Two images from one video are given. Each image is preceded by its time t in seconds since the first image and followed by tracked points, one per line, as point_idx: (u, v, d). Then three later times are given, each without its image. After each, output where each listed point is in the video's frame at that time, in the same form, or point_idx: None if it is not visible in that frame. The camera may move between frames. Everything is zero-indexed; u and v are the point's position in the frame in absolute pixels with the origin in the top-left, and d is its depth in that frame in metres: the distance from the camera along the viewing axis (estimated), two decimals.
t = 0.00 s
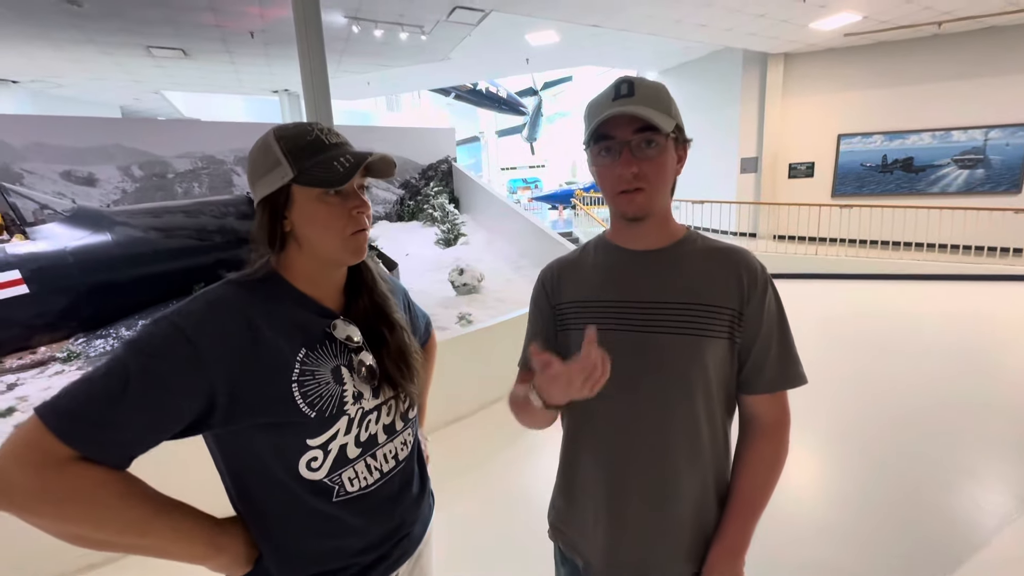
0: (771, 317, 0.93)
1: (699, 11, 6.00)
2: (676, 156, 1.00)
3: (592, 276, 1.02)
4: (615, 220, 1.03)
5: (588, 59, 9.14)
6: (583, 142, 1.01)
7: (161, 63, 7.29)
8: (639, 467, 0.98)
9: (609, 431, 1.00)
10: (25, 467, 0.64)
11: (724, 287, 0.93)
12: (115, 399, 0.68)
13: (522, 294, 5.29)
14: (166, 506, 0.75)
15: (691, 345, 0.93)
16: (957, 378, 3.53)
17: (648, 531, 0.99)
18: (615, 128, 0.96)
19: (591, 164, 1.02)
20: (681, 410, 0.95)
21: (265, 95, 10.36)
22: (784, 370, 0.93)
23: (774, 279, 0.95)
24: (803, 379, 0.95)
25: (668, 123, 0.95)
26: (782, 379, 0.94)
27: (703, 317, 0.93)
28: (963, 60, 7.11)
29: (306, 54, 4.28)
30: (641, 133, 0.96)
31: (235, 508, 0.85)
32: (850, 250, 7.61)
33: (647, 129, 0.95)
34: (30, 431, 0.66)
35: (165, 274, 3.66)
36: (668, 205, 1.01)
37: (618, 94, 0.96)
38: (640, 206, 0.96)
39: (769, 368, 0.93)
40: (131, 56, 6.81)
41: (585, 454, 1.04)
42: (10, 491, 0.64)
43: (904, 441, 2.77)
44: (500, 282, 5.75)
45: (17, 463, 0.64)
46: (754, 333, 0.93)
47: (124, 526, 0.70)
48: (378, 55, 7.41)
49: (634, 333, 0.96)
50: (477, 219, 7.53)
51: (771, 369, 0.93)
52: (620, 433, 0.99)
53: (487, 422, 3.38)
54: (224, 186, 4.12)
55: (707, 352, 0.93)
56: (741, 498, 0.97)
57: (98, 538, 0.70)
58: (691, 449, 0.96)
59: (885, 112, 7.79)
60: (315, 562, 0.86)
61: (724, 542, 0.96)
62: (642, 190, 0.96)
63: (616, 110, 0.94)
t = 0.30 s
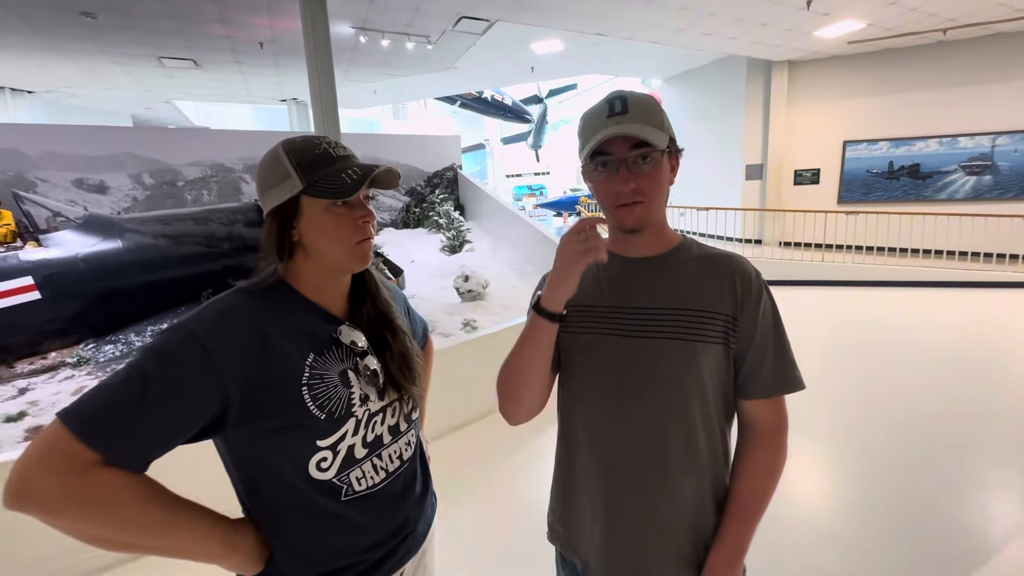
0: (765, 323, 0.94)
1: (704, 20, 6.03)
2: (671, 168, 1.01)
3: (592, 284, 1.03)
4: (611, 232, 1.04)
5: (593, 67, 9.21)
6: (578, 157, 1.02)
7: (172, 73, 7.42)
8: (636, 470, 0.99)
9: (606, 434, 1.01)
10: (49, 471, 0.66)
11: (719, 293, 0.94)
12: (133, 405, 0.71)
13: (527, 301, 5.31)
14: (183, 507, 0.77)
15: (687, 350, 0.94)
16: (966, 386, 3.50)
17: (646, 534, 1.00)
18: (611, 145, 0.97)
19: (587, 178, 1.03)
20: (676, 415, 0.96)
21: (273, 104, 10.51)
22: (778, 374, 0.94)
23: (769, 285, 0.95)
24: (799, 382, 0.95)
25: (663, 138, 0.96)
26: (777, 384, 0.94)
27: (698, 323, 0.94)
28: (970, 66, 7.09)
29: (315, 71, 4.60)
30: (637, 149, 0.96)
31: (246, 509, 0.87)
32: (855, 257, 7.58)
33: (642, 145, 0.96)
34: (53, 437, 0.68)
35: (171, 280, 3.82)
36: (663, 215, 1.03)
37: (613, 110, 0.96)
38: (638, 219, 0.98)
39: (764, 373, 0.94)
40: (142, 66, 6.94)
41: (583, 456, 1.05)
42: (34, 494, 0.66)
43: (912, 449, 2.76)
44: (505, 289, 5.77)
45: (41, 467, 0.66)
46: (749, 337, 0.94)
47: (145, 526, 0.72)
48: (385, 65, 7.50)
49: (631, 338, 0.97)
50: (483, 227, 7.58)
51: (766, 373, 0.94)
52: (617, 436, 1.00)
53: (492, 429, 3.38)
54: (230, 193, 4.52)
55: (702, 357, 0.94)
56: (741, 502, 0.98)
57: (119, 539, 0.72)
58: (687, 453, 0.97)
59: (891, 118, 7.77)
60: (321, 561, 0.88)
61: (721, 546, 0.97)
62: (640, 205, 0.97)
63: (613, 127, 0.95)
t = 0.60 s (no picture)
0: (761, 327, 0.96)
1: (702, 28, 6.09)
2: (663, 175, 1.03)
3: (592, 288, 1.06)
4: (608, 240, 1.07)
5: (592, 74, 9.29)
6: (573, 167, 1.05)
7: (174, 79, 7.48)
8: (634, 470, 1.01)
9: (605, 435, 1.03)
10: (66, 469, 0.68)
11: (715, 297, 0.97)
12: (146, 405, 0.73)
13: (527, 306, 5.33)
14: (192, 503, 0.80)
15: (683, 354, 0.96)
16: (964, 391, 3.52)
17: (644, 534, 1.01)
18: (601, 155, 1.00)
19: (581, 187, 1.06)
20: (673, 416, 0.97)
21: (275, 109, 10.58)
22: (774, 377, 0.96)
23: (764, 289, 0.97)
24: (794, 386, 0.97)
25: (651, 148, 0.98)
26: (773, 386, 0.96)
27: (694, 327, 0.96)
28: (966, 73, 7.15)
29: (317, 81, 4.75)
30: (626, 158, 0.98)
31: (253, 508, 0.89)
32: (853, 263, 7.62)
33: (631, 155, 0.98)
34: (66, 438, 0.70)
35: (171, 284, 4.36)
36: (658, 221, 1.05)
37: (603, 121, 1.00)
38: (629, 228, 1.01)
39: (759, 375, 0.96)
40: (146, 72, 7.00)
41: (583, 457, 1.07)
42: (52, 491, 0.68)
43: (910, 453, 2.77)
44: (505, 294, 5.80)
45: (58, 465, 0.68)
46: (744, 341, 0.96)
47: (159, 521, 0.75)
48: (386, 71, 7.56)
49: (629, 341, 0.99)
50: (483, 232, 7.61)
51: (762, 376, 0.96)
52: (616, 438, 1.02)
53: (492, 433, 3.39)
54: (231, 199, 4.96)
55: (699, 360, 0.96)
56: (737, 503, 0.99)
57: (133, 534, 0.74)
58: (684, 455, 0.98)
59: (889, 125, 7.82)
60: (326, 560, 0.90)
61: (719, 545, 0.98)
62: (631, 213, 1.00)
63: (602, 138, 0.98)
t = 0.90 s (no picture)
0: (759, 333, 0.99)
1: (691, 37, 6.20)
2: (663, 183, 1.06)
3: (593, 294, 1.10)
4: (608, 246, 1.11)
5: (582, 81, 9.38)
6: (574, 174, 1.08)
7: (162, 81, 7.41)
8: (636, 472, 1.03)
9: (607, 438, 1.05)
10: (69, 471, 0.65)
11: (714, 304, 1.00)
12: (152, 407, 0.69)
13: (518, 310, 5.35)
14: (197, 509, 0.76)
15: (683, 359, 0.99)
16: (942, 394, 3.64)
17: (643, 534, 1.04)
18: (600, 163, 1.03)
19: (584, 193, 1.09)
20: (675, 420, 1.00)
21: (264, 112, 10.50)
22: (771, 381, 0.99)
23: (761, 297, 1.01)
24: (791, 391, 1.00)
25: (650, 157, 1.00)
26: (771, 390, 0.99)
27: (693, 332, 0.99)
28: (944, 86, 7.38)
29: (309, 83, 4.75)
30: (625, 167, 1.01)
31: (258, 513, 0.85)
32: (836, 269, 7.79)
33: (629, 164, 1.01)
34: (75, 439, 0.67)
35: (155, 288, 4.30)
36: (658, 228, 1.07)
37: (604, 131, 1.03)
38: (627, 235, 1.04)
39: (756, 379, 0.99)
40: (132, 73, 6.91)
41: (585, 460, 1.10)
42: (59, 493, 0.65)
43: (893, 455, 2.86)
44: (496, 299, 5.81)
45: (61, 466, 0.65)
46: (743, 346, 0.99)
47: (162, 527, 0.71)
48: (377, 76, 7.56)
49: (632, 346, 1.02)
50: (474, 237, 7.64)
51: (759, 380, 0.99)
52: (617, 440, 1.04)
53: (485, 437, 3.40)
54: (219, 200, 5.13)
55: (698, 364, 0.99)
56: (734, 504, 1.02)
57: (138, 539, 0.71)
58: (683, 456, 1.01)
59: (870, 135, 8.03)
60: (330, 566, 0.87)
61: (718, 545, 1.01)
62: (628, 220, 1.03)
63: (601, 147, 1.01)
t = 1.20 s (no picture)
0: (766, 334, 1.02)
1: (685, 43, 6.27)
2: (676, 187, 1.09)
3: (605, 293, 1.12)
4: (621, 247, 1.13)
5: (576, 84, 9.44)
6: (589, 174, 1.11)
7: (153, 77, 7.32)
8: (646, 470, 1.06)
9: (618, 436, 1.08)
10: (98, 467, 0.65)
11: (724, 307, 1.03)
12: (178, 403, 0.69)
13: (513, 312, 5.37)
14: (219, 504, 0.76)
15: (693, 359, 1.02)
16: (928, 396, 3.72)
17: (652, 528, 1.07)
18: (616, 164, 1.06)
19: (598, 193, 1.12)
20: (684, 419, 1.03)
21: (256, 110, 10.41)
22: (779, 382, 1.02)
23: (770, 300, 1.04)
24: (798, 392, 1.03)
25: (663, 160, 1.03)
26: (778, 391, 1.02)
27: (704, 334, 1.02)
28: (929, 95, 7.54)
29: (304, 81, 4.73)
30: (639, 168, 1.04)
31: (276, 509, 0.86)
32: (825, 273, 7.92)
33: (643, 165, 1.04)
34: (102, 435, 0.67)
35: (145, 287, 4.27)
36: (669, 230, 1.10)
37: (621, 133, 1.06)
38: (639, 235, 1.06)
39: (765, 380, 1.02)
40: (123, 69, 6.82)
41: (596, 458, 1.12)
42: (88, 490, 0.64)
43: (882, 456, 2.91)
44: (491, 300, 5.83)
45: (90, 462, 0.65)
46: (751, 348, 1.02)
47: (187, 522, 0.71)
48: (372, 75, 7.54)
49: (643, 345, 1.05)
50: (468, 238, 7.65)
51: (767, 381, 1.02)
52: (628, 438, 1.07)
53: (481, 438, 3.41)
54: (210, 199, 5.27)
55: (708, 365, 1.02)
56: (740, 500, 1.05)
57: (164, 534, 0.71)
58: (692, 453, 1.04)
59: (858, 142, 8.18)
60: (348, 558, 0.88)
61: (724, 541, 1.04)
62: (640, 221, 1.05)
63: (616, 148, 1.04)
